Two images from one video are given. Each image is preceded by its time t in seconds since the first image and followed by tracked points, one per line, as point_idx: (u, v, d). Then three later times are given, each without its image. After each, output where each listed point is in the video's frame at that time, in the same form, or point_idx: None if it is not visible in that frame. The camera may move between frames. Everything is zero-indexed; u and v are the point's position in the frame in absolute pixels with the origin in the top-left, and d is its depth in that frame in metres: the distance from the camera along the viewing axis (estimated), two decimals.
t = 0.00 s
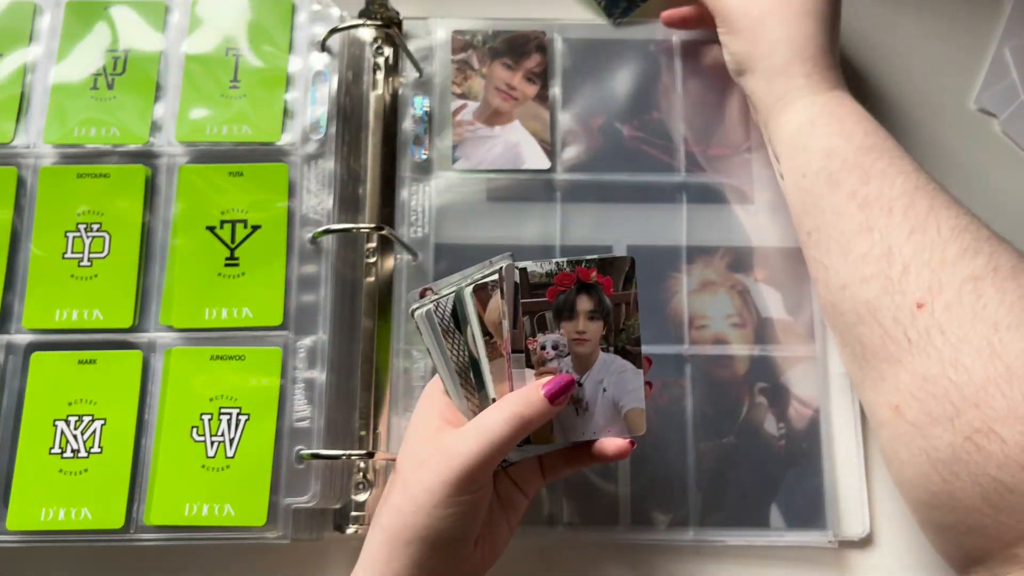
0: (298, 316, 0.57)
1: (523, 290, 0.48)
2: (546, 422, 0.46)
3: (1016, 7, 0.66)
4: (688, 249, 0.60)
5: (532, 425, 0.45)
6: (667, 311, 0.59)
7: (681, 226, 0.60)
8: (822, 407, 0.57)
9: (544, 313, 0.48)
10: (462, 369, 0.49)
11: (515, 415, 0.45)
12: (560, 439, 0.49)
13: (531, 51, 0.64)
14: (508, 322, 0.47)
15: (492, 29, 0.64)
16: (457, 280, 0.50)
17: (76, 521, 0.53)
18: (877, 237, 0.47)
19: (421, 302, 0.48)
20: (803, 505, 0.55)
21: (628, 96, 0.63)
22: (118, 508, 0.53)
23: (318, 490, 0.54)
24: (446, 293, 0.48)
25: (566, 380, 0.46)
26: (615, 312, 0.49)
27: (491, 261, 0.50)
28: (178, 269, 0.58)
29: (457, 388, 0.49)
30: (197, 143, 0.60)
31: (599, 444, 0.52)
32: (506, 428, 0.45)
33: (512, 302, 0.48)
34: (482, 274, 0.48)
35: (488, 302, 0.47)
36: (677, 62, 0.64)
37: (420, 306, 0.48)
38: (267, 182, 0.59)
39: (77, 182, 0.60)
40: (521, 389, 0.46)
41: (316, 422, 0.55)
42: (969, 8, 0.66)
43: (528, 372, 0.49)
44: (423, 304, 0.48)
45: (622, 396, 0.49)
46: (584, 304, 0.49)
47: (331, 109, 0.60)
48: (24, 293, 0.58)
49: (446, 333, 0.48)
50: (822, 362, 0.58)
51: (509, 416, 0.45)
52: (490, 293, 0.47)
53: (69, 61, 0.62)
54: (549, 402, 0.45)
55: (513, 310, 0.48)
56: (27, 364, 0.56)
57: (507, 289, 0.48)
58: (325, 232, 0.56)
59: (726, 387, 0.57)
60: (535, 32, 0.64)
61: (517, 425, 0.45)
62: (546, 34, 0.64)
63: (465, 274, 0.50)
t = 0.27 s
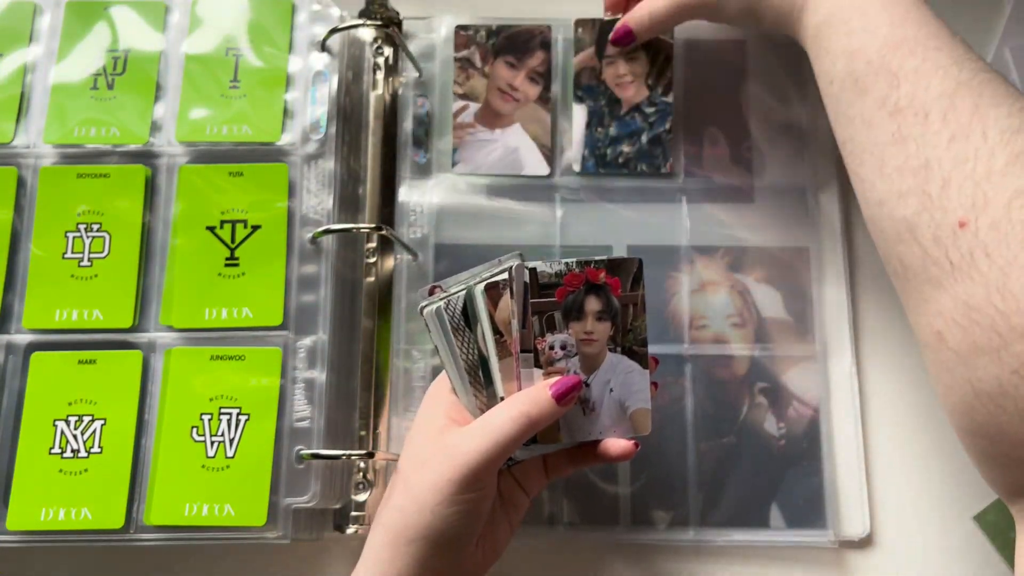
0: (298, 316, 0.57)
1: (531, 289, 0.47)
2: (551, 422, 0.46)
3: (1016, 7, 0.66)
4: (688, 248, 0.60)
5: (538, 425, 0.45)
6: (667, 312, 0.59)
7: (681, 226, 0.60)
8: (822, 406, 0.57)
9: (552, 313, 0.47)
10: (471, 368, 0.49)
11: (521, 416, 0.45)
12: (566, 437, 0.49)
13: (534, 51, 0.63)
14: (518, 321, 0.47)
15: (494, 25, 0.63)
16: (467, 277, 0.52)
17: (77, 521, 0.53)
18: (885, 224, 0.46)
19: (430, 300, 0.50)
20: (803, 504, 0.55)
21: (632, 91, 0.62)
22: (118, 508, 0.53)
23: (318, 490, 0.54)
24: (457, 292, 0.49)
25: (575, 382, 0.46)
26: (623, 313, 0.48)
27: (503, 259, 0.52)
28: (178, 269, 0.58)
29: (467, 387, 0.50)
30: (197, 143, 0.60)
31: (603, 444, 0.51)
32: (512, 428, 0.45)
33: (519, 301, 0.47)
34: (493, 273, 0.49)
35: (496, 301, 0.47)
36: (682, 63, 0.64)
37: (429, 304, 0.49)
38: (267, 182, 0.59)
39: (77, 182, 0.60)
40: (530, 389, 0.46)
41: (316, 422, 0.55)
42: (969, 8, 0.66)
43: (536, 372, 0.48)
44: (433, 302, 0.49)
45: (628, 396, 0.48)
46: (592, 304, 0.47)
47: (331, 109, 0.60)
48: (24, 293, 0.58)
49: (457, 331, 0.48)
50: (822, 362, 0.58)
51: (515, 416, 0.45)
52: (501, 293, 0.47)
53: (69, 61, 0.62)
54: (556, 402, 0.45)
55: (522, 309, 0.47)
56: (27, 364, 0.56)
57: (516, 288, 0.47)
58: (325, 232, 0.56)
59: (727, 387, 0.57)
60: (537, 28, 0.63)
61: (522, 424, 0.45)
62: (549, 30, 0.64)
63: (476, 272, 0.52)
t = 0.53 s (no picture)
0: (298, 316, 0.57)
1: (523, 285, 0.48)
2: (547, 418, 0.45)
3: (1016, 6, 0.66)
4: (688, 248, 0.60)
5: (533, 421, 0.45)
6: (666, 312, 0.59)
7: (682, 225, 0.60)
8: (822, 406, 0.57)
9: (547, 308, 0.48)
10: (464, 366, 0.49)
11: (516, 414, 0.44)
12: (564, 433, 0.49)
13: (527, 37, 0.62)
14: (506, 318, 0.47)
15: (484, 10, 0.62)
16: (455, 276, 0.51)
17: (77, 521, 0.53)
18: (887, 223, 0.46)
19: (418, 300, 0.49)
20: (803, 504, 0.55)
21: (628, 82, 0.61)
22: (118, 508, 0.53)
23: (318, 490, 0.54)
24: (446, 290, 0.48)
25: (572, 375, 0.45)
26: (618, 304, 0.49)
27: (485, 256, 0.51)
28: (178, 269, 0.58)
29: (461, 386, 0.49)
30: (197, 143, 0.60)
31: (598, 436, 0.51)
32: (507, 426, 0.45)
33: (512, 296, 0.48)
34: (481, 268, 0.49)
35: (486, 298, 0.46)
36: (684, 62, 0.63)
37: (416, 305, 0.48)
38: (267, 182, 0.59)
39: (77, 182, 0.60)
40: (525, 386, 0.46)
41: (316, 422, 0.55)
42: (970, 8, 0.66)
43: (534, 368, 0.48)
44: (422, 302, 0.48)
45: (627, 387, 0.49)
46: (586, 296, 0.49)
47: (331, 109, 0.60)
48: (24, 293, 0.58)
49: (447, 330, 0.47)
50: (822, 361, 0.58)
51: (510, 413, 0.45)
52: (490, 290, 0.46)
53: (70, 61, 0.62)
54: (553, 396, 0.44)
55: (512, 307, 0.48)
56: (27, 364, 0.57)
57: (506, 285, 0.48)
58: (325, 232, 0.56)
59: (727, 387, 0.57)
60: (529, 13, 0.62)
61: (518, 422, 0.44)
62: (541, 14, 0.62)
63: (464, 270, 0.51)
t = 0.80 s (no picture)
0: (298, 316, 0.57)
1: (598, 320, 0.42)
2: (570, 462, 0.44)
3: (1016, 7, 0.66)
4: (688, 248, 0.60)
5: (556, 461, 0.43)
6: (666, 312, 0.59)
7: (682, 226, 0.60)
8: (822, 406, 0.57)
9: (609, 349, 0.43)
10: (497, 385, 0.46)
11: (542, 449, 0.43)
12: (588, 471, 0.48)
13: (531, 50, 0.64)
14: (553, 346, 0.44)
15: (491, 27, 0.64)
16: (504, 289, 0.50)
17: (77, 521, 0.53)
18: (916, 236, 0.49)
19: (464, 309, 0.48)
20: (803, 504, 0.55)
21: (628, 93, 0.63)
22: (118, 508, 0.53)
23: (318, 489, 0.54)
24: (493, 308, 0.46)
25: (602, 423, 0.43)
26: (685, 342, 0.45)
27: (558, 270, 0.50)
28: (178, 269, 0.58)
29: (490, 401, 0.48)
30: (197, 143, 0.60)
31: (623, 475, 0.52)
32: (527, 462, 0.43)
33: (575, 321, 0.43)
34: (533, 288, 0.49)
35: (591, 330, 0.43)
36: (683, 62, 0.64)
37: (461, 315, 0.47)
38: (267, 182, 0.59)
39: (77, 182, 0.60)
40: (558, 420, 0.44)
41: (316, 422, 0.55)
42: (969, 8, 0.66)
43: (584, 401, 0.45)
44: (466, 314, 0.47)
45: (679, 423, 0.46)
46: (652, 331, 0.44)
47: (331, 109, 0.60)
48: (24, 293, 0.58)
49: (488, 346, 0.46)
50: (822, 362, 0.58)
51: (532, 450, 0.43)
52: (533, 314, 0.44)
53: (70, 61, 0.62)
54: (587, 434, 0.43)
55: (580, 340, 0.42)
56: (27, 364, 0.56)
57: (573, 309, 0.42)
58: (325, 232, 0.56)
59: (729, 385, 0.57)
60: (533, 31, 0.64)
61: (540, 459, 0.43)
62: (544, 33, 0.64)
63: (514, 286, 0.50)
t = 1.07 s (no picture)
0: (298, 316, 0.57)
1: (605, 319, 0.43)
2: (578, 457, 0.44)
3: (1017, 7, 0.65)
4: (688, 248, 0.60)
5: (565, 456, 0.43)
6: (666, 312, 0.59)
7: (682, 226, 0.60)
8: (822, 407, 0.57)
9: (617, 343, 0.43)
10: (505, 385, 0.46)
11: (549, 445, 0.43)
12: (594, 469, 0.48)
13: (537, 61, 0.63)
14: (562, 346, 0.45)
15: (496, 31, 0.64)
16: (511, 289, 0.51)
17: (77, 521, 0.53)
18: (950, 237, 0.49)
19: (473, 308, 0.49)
20: (803, 505, 0.55)
21: (630, 109, 0.62)
22: (118, 508, 0.54)
23: (318, 490, 0.54)
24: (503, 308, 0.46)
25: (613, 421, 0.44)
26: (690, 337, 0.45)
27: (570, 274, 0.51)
28: (178, 269, 0.58)
29: (496, 402, 0.47)
30: (197, 143, 0.60)
31: (626, 480, 0.51)
32: (536, 457, 0.43)
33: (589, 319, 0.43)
34: (541, 290, 0.49)
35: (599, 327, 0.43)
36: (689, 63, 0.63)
37: (471, 313, 0.48)
38: (267, 182, 0.59)
39: (77, 182, 0.60)
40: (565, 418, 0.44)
41: (316, 422, 0.55)
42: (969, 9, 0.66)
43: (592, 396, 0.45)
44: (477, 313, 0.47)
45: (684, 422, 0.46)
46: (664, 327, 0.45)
47: (331, 109, 0.60)
48: (24, 293, 0.58)
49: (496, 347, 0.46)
50: (822, 362, 0.58)
51: (541, 446, 0.43)
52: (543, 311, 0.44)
53: (70, 61, 0.62)
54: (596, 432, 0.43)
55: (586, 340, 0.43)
56: (27, 364, 0.57)
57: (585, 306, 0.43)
58: (325, 232, 0.56)
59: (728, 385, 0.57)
60: (541, 38, 0.64)
61: (548, 454, 0.43)
62: (549, 38, 0.64)
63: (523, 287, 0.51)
